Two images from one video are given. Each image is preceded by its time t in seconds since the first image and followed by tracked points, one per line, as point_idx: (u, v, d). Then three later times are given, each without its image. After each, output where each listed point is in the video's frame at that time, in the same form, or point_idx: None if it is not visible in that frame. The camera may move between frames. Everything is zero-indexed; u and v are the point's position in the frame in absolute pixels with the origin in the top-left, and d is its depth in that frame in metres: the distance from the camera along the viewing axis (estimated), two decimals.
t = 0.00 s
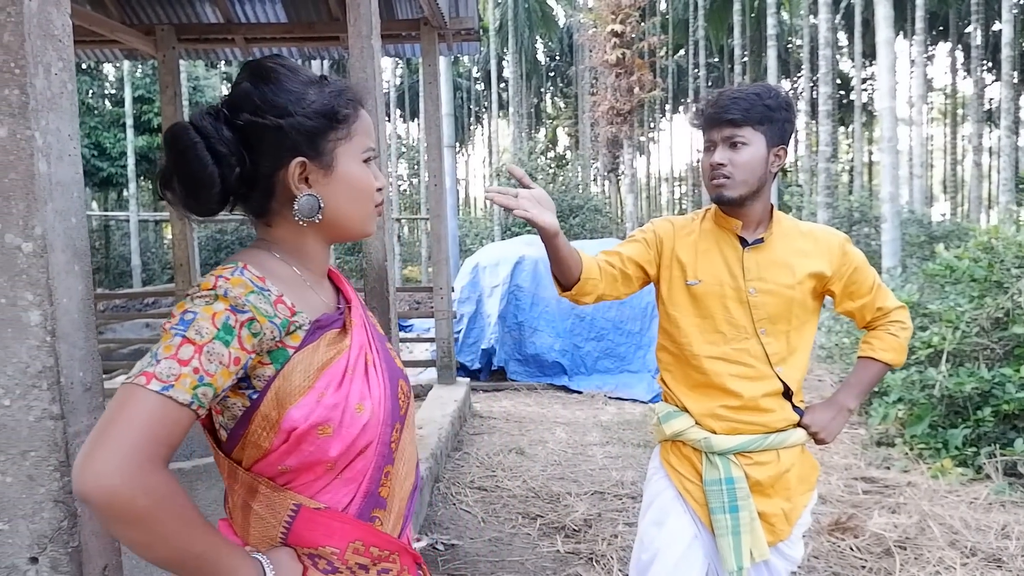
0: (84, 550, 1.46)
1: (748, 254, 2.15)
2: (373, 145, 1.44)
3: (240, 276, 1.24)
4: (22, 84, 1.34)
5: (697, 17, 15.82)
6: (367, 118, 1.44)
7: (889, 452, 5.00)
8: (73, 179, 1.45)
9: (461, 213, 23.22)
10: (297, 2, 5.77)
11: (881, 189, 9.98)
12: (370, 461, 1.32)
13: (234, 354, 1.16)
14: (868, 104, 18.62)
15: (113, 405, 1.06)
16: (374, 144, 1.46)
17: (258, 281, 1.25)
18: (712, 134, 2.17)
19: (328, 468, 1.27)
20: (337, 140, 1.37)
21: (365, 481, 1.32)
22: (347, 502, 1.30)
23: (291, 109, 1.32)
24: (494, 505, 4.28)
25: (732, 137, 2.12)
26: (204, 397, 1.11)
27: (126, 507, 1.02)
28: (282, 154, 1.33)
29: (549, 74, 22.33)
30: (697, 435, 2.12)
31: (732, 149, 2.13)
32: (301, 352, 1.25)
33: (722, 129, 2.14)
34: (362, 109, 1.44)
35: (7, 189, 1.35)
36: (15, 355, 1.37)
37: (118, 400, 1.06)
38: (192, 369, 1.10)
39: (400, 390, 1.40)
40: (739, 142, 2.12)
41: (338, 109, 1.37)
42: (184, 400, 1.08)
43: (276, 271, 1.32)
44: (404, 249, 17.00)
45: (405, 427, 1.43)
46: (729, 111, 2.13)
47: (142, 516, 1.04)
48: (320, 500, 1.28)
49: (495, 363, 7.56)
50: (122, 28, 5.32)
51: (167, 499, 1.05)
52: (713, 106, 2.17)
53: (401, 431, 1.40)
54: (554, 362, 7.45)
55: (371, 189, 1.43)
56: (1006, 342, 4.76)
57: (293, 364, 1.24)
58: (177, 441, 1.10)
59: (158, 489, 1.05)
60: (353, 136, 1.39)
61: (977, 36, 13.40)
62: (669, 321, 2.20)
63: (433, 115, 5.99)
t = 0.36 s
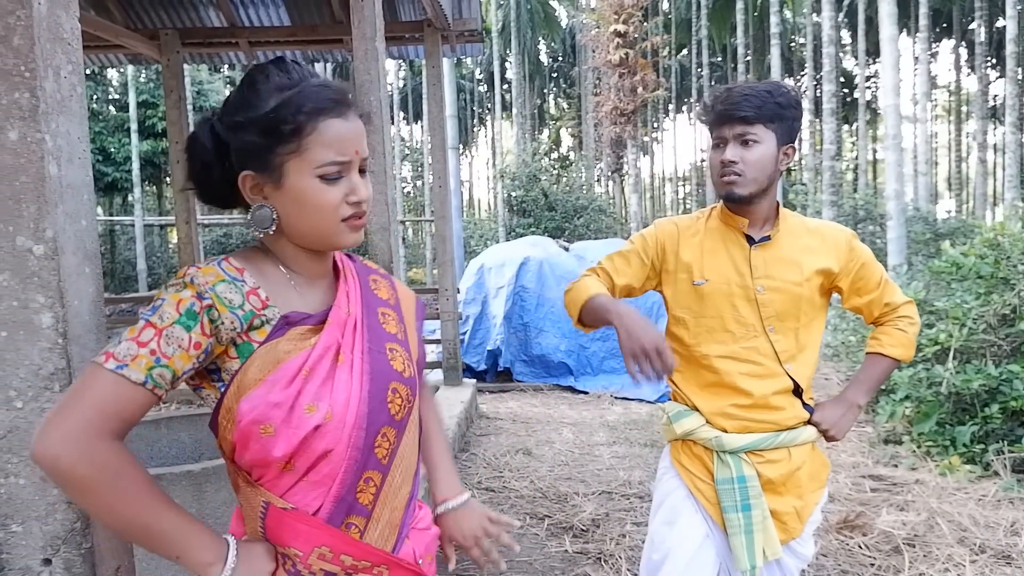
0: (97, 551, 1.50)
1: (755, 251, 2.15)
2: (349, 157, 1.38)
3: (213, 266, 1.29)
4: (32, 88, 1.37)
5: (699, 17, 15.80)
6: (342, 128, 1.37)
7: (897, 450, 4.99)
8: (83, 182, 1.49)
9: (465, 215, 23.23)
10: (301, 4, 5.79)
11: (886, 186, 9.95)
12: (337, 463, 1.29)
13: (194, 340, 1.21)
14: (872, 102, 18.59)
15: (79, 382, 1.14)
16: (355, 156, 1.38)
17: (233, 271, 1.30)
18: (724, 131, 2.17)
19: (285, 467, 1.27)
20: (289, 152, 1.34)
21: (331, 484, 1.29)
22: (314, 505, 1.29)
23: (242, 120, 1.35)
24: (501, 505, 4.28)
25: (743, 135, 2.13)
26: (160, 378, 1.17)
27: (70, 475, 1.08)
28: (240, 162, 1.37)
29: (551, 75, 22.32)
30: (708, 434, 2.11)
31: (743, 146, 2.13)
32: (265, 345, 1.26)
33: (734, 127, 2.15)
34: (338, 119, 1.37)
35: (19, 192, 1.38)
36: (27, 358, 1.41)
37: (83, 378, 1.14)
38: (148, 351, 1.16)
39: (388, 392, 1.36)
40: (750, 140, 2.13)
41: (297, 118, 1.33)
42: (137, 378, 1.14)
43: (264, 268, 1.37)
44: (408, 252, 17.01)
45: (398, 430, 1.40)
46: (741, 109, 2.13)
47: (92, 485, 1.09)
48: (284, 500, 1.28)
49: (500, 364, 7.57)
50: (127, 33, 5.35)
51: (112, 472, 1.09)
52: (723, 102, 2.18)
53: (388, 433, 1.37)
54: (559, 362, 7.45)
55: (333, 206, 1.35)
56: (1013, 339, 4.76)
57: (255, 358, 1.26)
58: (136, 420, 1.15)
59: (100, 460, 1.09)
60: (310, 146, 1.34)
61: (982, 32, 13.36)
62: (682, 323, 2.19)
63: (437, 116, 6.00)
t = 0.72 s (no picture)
0: (99, 544, 1.54)
1: (751, 251, 2.16)
2: (316, 168, 1.39)
3: (255, 249, 1.41)
4: (35, 83, 1.41)
5: (698, 16, 15.78)
6: (329, 135, 1.39)
7: (895, 449, 4.99)
8: (85, 178, 1.53)
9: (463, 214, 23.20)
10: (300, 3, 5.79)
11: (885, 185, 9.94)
12: (322, 445, 1.32)
13: (227, 313, 1.32)
14: (870, 102, 18.58)
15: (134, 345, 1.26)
16: (324, 165, 1.38)
17: (270, 253, 1.42)
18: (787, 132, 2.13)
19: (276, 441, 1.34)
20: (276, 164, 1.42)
21: (316, 464, 1.33)
22: (304, 481, 1.35)
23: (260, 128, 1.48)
24: (500, 504, 4.28)
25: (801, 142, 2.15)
26: (202, 343, 1.28)
27: (121, 425, 1.21)
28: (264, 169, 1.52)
29: (549, 74, 22.28)
30: (717, 436, 2.10)
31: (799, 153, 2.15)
32: (280, 325, 1.35)
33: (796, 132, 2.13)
34: (322, 128, 1.39)
35: (22, 187, 1.42)
36: (31, 352, 1.46)
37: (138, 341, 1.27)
38: (190, 319, 1.28)
39: (386, 377, 1.37)
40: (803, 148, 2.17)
41: (276, 125, 1.40)
42: (180, 342, 1.26)
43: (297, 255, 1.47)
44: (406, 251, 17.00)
45: (400, 417, 1.40)
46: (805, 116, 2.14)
47: (144, 432, 1.21)
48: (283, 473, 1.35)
49: (498, 363, 7.57)
50: (127, 31, 5.34)
51: (157, 420, 1.21)
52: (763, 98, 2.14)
53: (386, 419, 1.38)
54: (557, 361, 7.45)
55: (309, 214, 1.39)
56: (1011, 338, 4.77)
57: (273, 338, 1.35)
58: (180, 381, 1.27)
59: (147, 409, 1.21)
60: (287, 158, 1.40)
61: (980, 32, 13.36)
62: (684, 327, 2.18)
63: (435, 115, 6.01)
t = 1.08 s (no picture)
0: (103, 539, 1.54)
1: (716, 249, 2.19)
2: (337, 160, 1.42)
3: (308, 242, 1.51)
4: (41, 80, 1.41)
5: (701, 15, 15.76)
6: (355, 131, 1.42)
7: (899, 448, 4.97)
8: (90, 175, 1.53)
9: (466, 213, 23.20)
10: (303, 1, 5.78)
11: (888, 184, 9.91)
12: (332, 441, 1.34)
13: (259, 299, 1.42)
14: (874, 101, 18.52)
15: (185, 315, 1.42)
16: (344, 157, 1.41)
17: (314, 246, 1.49)
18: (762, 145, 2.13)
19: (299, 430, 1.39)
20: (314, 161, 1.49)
21: (328, 458, 1.35)
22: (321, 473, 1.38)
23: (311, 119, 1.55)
24: (502, 502, 4.29)
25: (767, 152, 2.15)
26: (232, 323, 1.39)
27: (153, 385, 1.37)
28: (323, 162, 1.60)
29: (552, 73, 22.25)
30: (707, 440, 2.06)
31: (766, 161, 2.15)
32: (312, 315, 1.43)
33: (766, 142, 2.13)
34: (352, 123, 1.42)
35: (28, 183, 1.42)
36: (35, 348, 1.46)
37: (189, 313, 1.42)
38: (227, 300, 1.40)
39: (402, 379, 1.36)
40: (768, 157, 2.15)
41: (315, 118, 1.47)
42: (213, 318, 1.38)
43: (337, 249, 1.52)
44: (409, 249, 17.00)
45: (417, 421, 1.38)
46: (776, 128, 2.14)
47: (170, 395, 1.37)
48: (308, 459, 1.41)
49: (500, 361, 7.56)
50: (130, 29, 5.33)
51: (182, 389, 1.37)
52: (757, 106, 2.10)
53: (401, 421, 1.37)
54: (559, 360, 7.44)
55: (327, 205, 1.43)
56: (1015, 338, 4.75)
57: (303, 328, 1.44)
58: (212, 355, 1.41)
59: (174, 377, 1.37)
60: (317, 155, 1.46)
61: (984, 31, 13.31)
62: (659, 333, 2.11)
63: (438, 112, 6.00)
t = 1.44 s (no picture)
0: (110, 535, 1.55)
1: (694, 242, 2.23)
2: (335, 149, 1.44)
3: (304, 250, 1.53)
4: (50, 76, 1.41)
5: (707, 14, 15.71)
6: (356, 121, 1.43)
7: (906, 448, 4.94)
8: (98, 170, 1.53)
9: (471, 212, 23.19)
10: None
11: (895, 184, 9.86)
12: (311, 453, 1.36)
13: (251, 307, 1.48)
14: (881, 100, 18.47)
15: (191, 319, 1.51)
16: (342, 147, 1.43)
17: (307, 255, 1.51)
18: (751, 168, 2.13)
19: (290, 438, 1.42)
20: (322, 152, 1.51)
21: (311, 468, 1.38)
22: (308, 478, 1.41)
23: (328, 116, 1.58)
24: (508, 501, 4.29)
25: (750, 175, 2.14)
26: (226, 332, 1.48)
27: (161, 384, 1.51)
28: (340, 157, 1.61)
29: (557, 72, 22.20)
30: (693, 436, 2.08)
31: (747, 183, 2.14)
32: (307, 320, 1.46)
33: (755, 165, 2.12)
34: (354, 113, 1.44)
35: (36, 179, 1.43)
36: (44, 344, 1.46)
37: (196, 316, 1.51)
38: (222, 309, 1.48)
39: (382, 394, 1.35)
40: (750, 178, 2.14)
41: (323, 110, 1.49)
42: (208, 327, 1.47)
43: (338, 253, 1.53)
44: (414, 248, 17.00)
45: (398, 437, 1.36)
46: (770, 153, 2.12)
47: (172, 393, 1.50)
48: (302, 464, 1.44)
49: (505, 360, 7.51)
50: (137, 28, 5.34)
51: (178, 391, 1.49)
52: (759, 130, 2.09)
53: (380, 436, 1.35)
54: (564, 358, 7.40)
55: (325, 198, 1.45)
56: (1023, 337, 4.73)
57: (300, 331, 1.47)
58: (211, 357, 1.50)
59: (173, 379, 1.49)
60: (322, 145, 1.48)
61: (992, 30, 13.24)
62: (648, 327, 2.10)
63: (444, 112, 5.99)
